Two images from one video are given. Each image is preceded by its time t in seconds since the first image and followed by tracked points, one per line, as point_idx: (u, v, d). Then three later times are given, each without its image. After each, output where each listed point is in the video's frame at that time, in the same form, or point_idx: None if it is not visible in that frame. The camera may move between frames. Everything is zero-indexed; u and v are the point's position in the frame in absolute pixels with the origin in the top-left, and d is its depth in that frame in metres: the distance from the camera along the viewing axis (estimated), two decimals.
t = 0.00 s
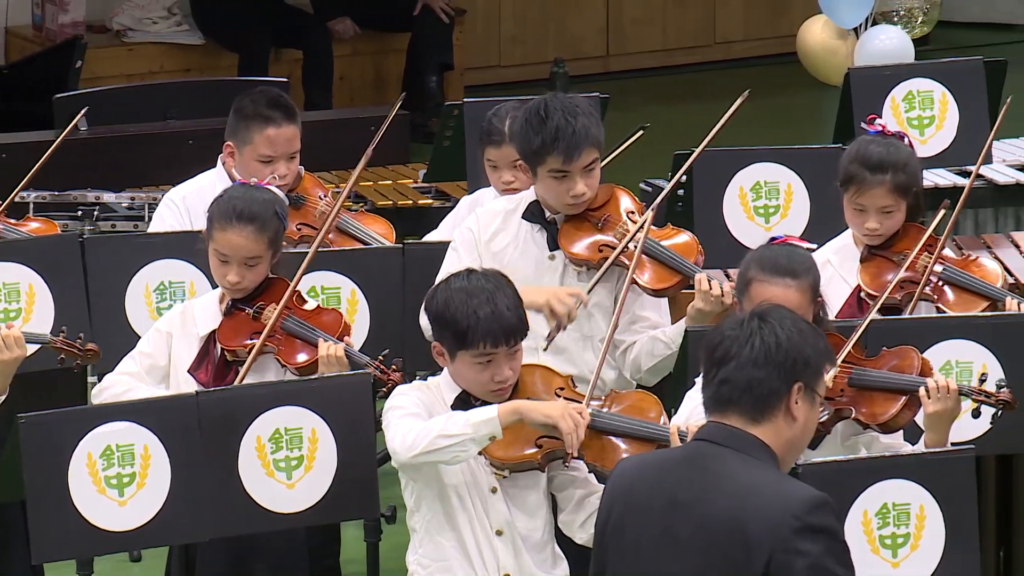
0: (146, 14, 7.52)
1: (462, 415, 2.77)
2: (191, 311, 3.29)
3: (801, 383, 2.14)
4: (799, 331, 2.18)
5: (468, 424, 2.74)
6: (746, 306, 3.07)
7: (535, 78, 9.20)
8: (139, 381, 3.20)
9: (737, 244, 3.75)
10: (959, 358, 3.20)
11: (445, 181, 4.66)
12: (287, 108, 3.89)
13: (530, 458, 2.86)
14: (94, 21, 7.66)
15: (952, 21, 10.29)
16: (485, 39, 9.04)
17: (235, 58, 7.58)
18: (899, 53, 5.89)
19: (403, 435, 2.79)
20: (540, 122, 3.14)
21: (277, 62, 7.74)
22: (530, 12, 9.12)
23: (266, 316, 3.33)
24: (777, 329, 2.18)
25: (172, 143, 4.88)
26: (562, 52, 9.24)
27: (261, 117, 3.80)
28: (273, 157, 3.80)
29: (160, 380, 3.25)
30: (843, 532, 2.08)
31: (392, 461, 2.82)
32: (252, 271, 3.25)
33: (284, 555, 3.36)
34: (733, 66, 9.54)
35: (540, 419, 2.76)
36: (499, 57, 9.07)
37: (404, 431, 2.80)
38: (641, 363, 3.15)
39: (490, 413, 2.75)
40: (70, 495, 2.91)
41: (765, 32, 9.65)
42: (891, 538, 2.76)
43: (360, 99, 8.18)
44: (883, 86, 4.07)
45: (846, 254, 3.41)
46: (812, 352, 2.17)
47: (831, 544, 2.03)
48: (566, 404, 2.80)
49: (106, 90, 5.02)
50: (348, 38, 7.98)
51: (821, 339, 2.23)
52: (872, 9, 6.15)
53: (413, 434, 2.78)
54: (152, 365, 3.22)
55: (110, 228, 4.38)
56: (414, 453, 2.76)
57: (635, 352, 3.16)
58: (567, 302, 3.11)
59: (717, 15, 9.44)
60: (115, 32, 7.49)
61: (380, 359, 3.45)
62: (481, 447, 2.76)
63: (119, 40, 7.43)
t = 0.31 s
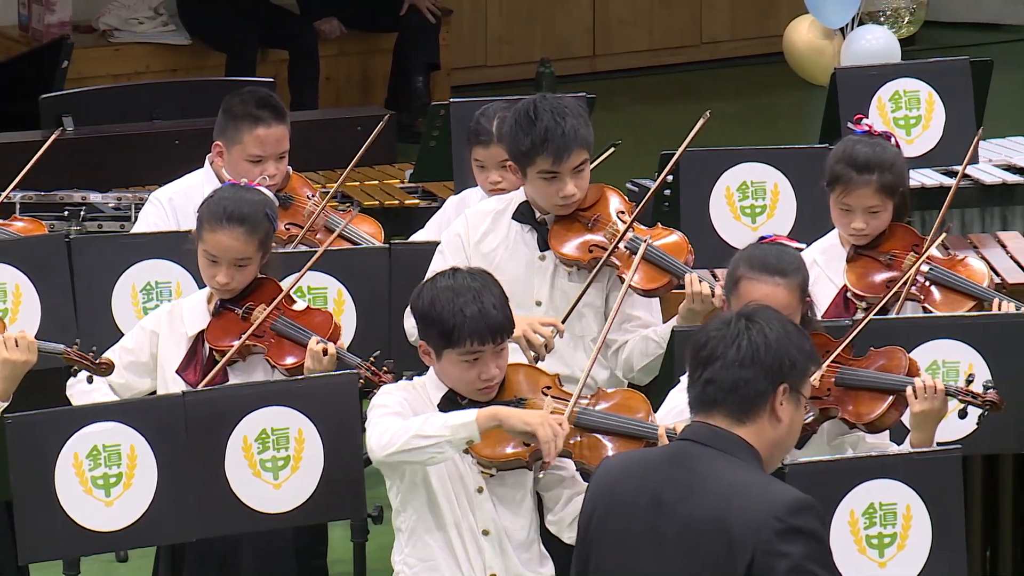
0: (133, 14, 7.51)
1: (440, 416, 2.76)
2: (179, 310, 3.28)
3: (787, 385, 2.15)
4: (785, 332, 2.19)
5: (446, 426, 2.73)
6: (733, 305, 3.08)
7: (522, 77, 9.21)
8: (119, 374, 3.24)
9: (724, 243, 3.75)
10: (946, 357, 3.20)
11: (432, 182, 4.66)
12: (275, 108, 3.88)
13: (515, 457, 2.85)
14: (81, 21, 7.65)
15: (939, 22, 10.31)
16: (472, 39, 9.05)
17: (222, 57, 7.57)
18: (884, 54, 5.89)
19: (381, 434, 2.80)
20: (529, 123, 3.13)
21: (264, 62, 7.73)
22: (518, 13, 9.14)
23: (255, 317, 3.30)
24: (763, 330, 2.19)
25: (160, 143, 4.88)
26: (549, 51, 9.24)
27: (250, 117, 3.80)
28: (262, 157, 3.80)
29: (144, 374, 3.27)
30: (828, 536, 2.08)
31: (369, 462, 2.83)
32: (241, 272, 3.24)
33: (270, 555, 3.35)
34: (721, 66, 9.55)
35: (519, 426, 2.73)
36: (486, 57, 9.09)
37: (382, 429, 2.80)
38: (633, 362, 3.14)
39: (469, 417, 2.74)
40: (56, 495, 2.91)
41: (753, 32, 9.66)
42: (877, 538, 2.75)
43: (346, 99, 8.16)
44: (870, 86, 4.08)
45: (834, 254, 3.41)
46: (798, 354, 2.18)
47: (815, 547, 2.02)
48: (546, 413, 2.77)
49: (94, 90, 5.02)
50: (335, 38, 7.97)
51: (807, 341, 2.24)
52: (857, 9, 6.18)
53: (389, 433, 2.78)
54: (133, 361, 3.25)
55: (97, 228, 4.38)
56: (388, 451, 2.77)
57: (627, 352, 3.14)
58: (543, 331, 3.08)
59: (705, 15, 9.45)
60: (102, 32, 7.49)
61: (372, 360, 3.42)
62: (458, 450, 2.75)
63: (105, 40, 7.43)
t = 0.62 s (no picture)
0: (120, 14, 7.51)
1: (426, 422, 2.76)
2: (168, 309, 3.28)
3: (765, 381, 2.15)
4: (764, 329, 2.19)
5: (432, 432, 2.73)
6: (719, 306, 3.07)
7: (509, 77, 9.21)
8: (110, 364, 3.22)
9: (712, 243, 3.75)
10: (932, 357, 3.21)
11: (419, 182, 4.66)
12: (262, 108, 3.87)
13: (499, 458, 2.87)
14: (68, 21, 7.64)
15: (928, 21, 10.32)
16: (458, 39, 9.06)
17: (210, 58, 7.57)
18: (870, 54, 5.88)
19: (366, 435, 2.80)
20: (513, 124, 3.13)
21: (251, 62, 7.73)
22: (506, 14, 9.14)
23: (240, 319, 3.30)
24: (742, 327, 2.19)
25: (146, 143, 4.88)
26: (536, 52, 9.25)
27: (236, 117, 3.79)
28: (248, 157, 3.81)
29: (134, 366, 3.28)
30: (805, 519, 2.09)
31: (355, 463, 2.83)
32: (224, 275, 3.25)
33: (255, 556, 3.36)
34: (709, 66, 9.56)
35: (505, 436, 2.71)
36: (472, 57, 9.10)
37: (368, 432, 2.80)
38: (620, 360, 3.14)
39: (455, 424, 2.74)
40: (43, 496, 2.91)
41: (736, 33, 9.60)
42: (864, 538, 2.76)
43: (333, 99, 8.16)
44: (856, 87, 4.08)
45: (820, 254, 3.41)
46: (777, 350, 2.18)
47: (793, 535, 2.04)
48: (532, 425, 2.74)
49: (80, 91, 5.02)
50: (323, 38, 7.97)
51: (786, 338, 2.24)
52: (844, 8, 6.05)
53: (376, 435, 2.79)
54: (124, 352, 3.25)
55: (83, 228, 4.37)
56: (374, 454, 2.77)
57: (613, 350, 3.14)
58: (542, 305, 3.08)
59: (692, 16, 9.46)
60: (88, 32, 7.48)
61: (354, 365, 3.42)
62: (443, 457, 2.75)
63: (92, 40, 7.43)
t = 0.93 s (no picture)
0: (104, 14, 7.52)
1: (424, 415, 2.77)
2: (156, 305, 3.32)
3: (714, 373, 2.16)
4: (713, 324, 2.20)
5: (431, 424, 2.74)
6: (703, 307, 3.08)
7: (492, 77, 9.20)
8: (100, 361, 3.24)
9: (697, 244, 3.75)
10: (917, 357, 3.21)
11: (405, 182, 4.67)
12: (244, 110, 3.88)
13: (482, 459, 2.87)
14: (52, 20, 7.65)
15: (913, 21, 10.35)
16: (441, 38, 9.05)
17: (194, 57, 7.57)
18: (856, 55, 5.89)
19: (366, 436, 2.78)
20: (488, 134, 3.13)
21: (235, 62, 7.72)
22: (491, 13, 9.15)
23: (222, 326, 3.28)
24: (691, 323, 2.20)
25: (131, 144, 4.88)
26: (520, 52, 9.25)
27: (218, 120, 3.79)
28: (230, 160, 3.81)
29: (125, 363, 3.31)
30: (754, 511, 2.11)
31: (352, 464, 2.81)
32: (207, 283, 3.25)
33: (241, 555, 3.34)
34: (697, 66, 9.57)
35: (503, 417, 2.76)
36: (457, 57, 9.09)
37: (365, 433, 2.78)
38: (594, 363, 3.13)
39: (454, 414, 2.76)
40: (29, 496, 2.90)
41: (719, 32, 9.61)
42: (849, 538, 2.76)
43: (318, 99, 8.17)
44: (842, 87, 4.08)
45: (804, 254, 3.45)
46: (726, 345, 2.19)
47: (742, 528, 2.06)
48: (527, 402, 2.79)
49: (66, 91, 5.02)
50: (307, 38, 7.98)
51: (737, 334, 2.24)
52: (829, 9, 6.09)
53: (375, 435, 2.76)
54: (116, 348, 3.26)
55: (68, 228, 4.37)
56: (376, 455, 2.75)
57: (589, 352, 3.13)
58: (539, 276, 3.09)
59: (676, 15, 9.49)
60: (73, 32, 7.48)
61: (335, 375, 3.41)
62: (444, 448, 2.76)
63: (77, 40, 7.43)
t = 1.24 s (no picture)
0: (92, 14, 7.52)
1: (389, 427, 2.76)
2: (142, 309, 3.28)
3: (674, 370, 2.20)
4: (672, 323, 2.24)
5: (394, 438, 2.74)
6: (696, 308, 3.08)
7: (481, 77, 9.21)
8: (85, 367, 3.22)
9: (686, 244, 3.75)
10: (905, 357, 3.21)
11: (393, 183, 4.67)
12: (231, 110, 3.89)
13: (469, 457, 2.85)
14: (40, 20, 7.65)
15: (901, 21, 10.36)
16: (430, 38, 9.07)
17: (182, 57, 7.58)
18: (844, 55, 5.89)
19: (328, 439, 2.79)
20: (474, 125, 3.13)
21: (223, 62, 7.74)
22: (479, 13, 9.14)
23: (215, 321, 3.28)
24: (649, 322, 2.24)
25: (119, 144, 4.88)
26: (508, 52, 9.25)
27: (206, 120, 3.81)
28: (218, 160, 3.82)
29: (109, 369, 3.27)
30: (711, 506, 2.12)
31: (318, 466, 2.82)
32: (198, 278, 3.25)
33: (230, 556, 3.33)
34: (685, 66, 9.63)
35: (467, 443, 2.72)
36: (445, 57, 9.10)
37: (330, 435, 2.79)
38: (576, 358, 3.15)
39: (417, 430, 2.75)
40: (16, 497, 2.89)
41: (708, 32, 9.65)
42: (837, 538, 2.76)
43: (305, 100, 8.18)
44: (829, 87, 4.08)
45: (793, 253, 3.46)
46: (685, 343, 2.22)
47: (697, 521, 2.07)
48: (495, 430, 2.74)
49: (54, 91, 5.03)
50: (294, 38, 7.99)
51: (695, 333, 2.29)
52: (816, 9, 6.09)
53: (337, 439, 2.78)
54: (99, 356, 3.24)
55: (56, 228, 4.37)
56: (335, 458, 2.76)
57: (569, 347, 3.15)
58: (493, 298, 3.07)
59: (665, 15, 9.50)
60: (61, 32, 7.48)
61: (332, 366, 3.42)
62: (405, 462, 2.75)
63: (64, 40, 7.43)
